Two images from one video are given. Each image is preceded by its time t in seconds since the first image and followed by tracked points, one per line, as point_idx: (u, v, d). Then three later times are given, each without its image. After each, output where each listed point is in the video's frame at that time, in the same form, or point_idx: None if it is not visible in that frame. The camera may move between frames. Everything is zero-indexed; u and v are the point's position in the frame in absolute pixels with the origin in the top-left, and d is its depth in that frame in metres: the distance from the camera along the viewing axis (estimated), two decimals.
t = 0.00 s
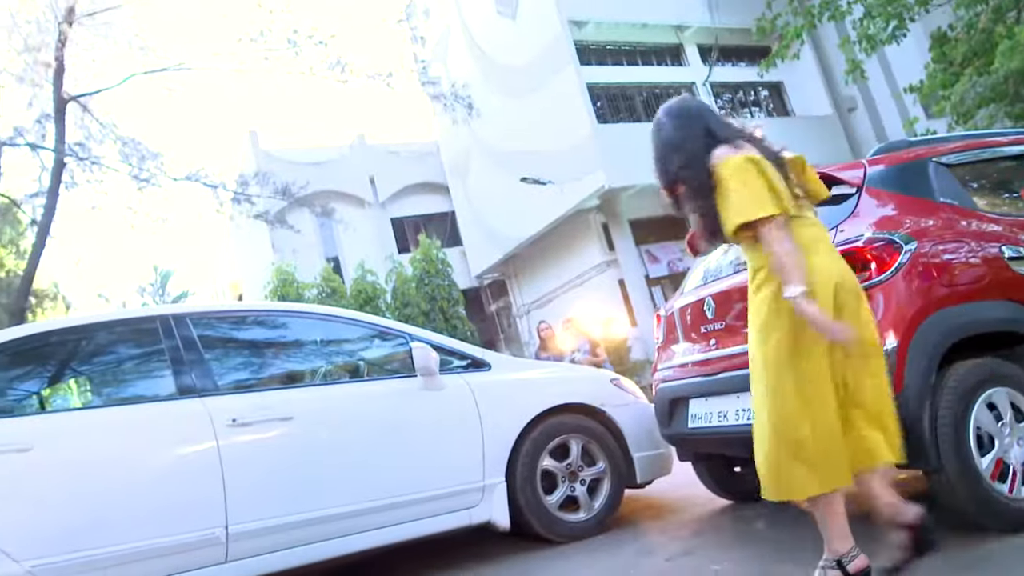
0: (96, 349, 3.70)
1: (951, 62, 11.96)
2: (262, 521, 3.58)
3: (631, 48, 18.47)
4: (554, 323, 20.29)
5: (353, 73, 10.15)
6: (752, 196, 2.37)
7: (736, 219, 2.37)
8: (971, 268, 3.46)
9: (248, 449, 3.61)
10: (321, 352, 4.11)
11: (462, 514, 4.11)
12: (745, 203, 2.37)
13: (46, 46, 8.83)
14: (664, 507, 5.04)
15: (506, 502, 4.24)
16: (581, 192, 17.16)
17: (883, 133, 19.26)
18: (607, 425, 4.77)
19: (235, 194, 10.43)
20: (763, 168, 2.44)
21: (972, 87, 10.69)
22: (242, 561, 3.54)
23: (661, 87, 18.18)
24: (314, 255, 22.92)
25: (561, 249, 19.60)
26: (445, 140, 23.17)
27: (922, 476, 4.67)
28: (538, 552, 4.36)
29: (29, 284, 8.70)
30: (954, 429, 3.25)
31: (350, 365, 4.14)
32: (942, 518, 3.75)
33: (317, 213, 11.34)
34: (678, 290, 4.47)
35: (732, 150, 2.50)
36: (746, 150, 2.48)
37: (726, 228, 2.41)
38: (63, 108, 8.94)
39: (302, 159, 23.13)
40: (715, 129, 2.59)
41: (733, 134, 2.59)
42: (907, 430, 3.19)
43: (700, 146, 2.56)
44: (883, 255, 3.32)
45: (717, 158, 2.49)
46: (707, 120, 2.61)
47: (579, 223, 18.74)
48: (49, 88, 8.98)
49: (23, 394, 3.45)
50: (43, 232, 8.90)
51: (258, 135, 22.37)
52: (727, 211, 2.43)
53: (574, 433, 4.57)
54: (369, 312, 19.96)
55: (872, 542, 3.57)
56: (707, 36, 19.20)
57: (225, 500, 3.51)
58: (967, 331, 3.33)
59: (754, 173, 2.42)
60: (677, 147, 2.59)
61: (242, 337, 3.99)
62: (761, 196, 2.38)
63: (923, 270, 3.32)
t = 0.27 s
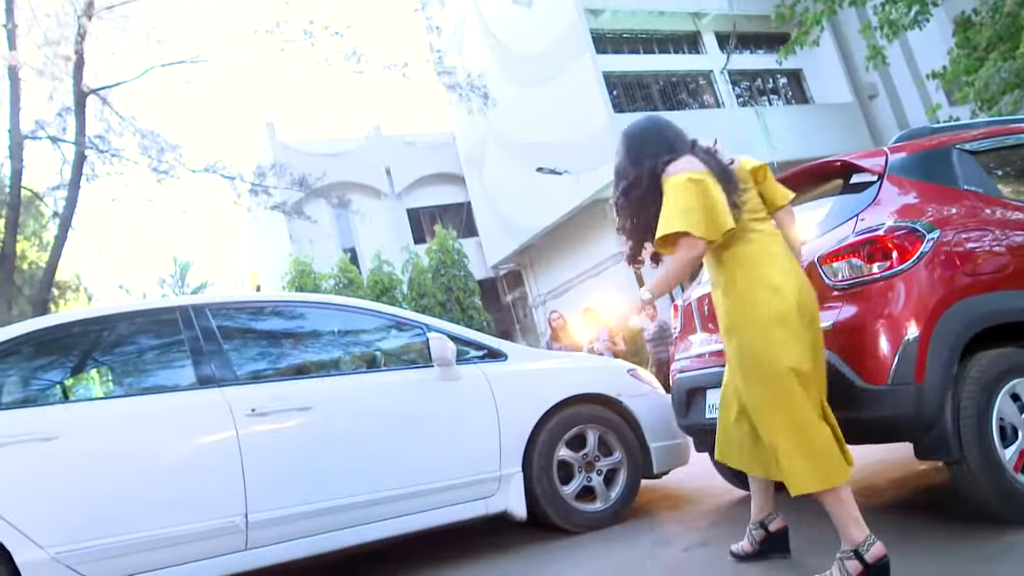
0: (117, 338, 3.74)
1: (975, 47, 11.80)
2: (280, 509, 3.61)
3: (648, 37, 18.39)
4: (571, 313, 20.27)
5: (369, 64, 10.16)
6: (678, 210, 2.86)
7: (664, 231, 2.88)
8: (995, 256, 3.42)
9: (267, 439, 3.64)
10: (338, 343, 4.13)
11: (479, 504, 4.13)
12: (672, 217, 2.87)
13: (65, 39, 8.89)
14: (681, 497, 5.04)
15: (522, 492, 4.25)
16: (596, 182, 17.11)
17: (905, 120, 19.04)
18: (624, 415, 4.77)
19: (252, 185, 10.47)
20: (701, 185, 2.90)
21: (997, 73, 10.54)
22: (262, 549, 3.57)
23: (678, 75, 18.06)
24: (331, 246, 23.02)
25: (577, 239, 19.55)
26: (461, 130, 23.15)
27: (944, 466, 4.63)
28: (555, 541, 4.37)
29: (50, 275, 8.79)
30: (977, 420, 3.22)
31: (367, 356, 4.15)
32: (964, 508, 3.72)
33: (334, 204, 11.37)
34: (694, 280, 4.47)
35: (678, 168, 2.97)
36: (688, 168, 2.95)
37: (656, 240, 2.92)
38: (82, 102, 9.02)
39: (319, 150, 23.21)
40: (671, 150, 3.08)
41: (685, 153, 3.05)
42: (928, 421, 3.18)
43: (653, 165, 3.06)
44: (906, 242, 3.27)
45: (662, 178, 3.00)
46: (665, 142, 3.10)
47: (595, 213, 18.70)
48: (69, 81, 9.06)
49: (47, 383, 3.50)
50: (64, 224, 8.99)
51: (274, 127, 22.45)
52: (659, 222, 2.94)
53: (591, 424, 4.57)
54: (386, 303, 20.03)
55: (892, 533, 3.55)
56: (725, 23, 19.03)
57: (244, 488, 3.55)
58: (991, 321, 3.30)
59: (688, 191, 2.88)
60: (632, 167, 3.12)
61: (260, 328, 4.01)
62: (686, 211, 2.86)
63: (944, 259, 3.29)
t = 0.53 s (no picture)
0: (123, 333, 3.75)
1: (983, 40, 11.73)
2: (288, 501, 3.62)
3: (653, 30, 18.32)
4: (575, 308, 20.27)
5: (374, 58, 10.15)
6: (664, 210, 3.02)
7: (652, 231, 3.04)
8: (1002, 250, 3.41)
9: (273, 431, 3.64)
10: (344, 337, 4.13)
11: (483, 497, 4.13)
12: (658, 218, 3.03)
13: (71, 34, 8.88)
14: (686, 491, 5.04)
15: (526, 487, 4.26)
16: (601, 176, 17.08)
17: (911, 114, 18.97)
18: (628, 409, 4.76)
19: (257, 179, 10.49)
20: (678, 187, 3.08)
21: (1004, 66, 10.48)
22: (266, 542, 3.59)
23: (683, 69, 18.02)
24: (335, 241, 23.05)
25: (582, 234, 19.54)
26: (466, 124, 23.13)
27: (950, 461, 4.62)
28: (559, 535, 4.38)
29: (57, 270, 8.82)
30: (984, 415, 3.21)
31: (372, 350, 4.16)
32: (971, 503, 3.71)
33: (339, 198, 11.38)
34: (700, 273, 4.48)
35: (655, 172, 3.15)
36: (665, 171, 3.12)
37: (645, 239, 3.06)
38: (87, 96, 9.04)
39: (323, 145, 23.22)
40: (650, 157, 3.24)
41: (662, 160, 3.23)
42: (934, 416, 3.17)
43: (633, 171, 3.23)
44: (912, 237, 3.26)
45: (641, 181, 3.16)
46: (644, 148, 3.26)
47: (600, 207, 18.69)
48: (74, 77, 9.07)
49: (54, 377, 3.51)
50: (70, 219, 9.02)
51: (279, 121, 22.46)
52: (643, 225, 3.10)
53: (595, 418, 4.57)
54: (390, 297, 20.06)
55: (896, 528, 3.55)
56: (730, 16, 18.95)
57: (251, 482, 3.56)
58: (998, 315, 3.29)
59: (667, 192, 3.06)
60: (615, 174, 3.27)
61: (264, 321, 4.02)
62: (673, 210, 3.03)
63: (951, 253, 3.27)
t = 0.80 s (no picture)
0: (123, 323, 3.75)
1: (985, 29, 11.68)
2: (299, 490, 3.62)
3: (654, 19, 18.21)
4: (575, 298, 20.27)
5: (373, 47, 10.10)
6: (641, 207, 3.19)
7: (629, 227, 3.21)
8: (1002, 240, 3.41)
9: (283, 416, 3.63)
10: (344, 328, 4.14)
11: (482, 487, 4.15)
12: (635, 214, 3.20)
13: (68, 23, 8.82)
14: (685, 481, 5.05)
15: (526, 476, 4.28)
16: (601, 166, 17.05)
17: (912, 103, 18.91)
18: (628, 399, 4.77)
19: (256, 169, 10.45)
20: (655, 185, 3.22)
21: (1006, 56, 10.44)
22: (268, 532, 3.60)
23: (683, 58, 17.96)
24: (335, 231, 23.05)
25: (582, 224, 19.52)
26: (465, 114, 23.06)
27: (948, 451, 4.62)
28: (559, 525, 4.39)
29: (56, 260, 8.81)
30: (982, 405, 3.21)
31: (373, 340, 4.16)
32: (968, 492, 3.72)
33: (338, 188, 11.35)
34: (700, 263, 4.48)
35: (635, 169, 3.30)
36: (644, 169, 3.27)
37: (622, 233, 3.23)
38: (86, 86, 9.01)
39: (322, 134, 23.17)
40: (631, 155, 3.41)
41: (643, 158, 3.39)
42: (932, 406, 3.18)
43: (615, 169, 3.40)
44: (913, 227, 3.25)
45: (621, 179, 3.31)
46: (627, 146, 3.41)
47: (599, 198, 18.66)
48: (72, 66, 9.03)
49: (54, 367, 3.52)
50: (68, 210, 9.00)
51: (278, 111, 22.40)
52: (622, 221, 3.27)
53: (595, 408, 4.57)
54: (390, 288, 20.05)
55: (895, 518, 3.55)
56: (731, 5, 18.85)
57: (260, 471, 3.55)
58: (997, 305, 3.29)
59: (646, 189, 3.20)
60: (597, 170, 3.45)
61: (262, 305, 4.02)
62: (650, 207, 3.18)
63: (951, 243, 3.27)
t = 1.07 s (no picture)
0: (128, 316, 3.75)
1: (991, 20, 11.62)
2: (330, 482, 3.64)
3: (658, 10, 18.12)
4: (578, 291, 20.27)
5: (375, 39, 10.07)
6: (628, 205, 3.19)
7: (616, 224, 3.22)
8: (1008, 233, 3.39)
9: (313, 399, 3.62)
10: (347, 318, 4.12)
11: (485, 479, 4.17)
12: (623, 211, 3.21)
13: (70, 16, 8.78)
14: (688, 474, 5.05)
15: (530, 468, 4.29)
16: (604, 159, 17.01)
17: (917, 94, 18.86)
18: (632, 392, 4.77)
19: (259, 162, 10.44)
20: (644, 183, 3.21)
21: (1012, 47, 10.39)
22: (272, 524, 3.61)
23: (688, 50, 17.88)
24: (338, 224, 23.07)
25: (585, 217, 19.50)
26: (468, 106, 23.00)
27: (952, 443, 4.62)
28: (563, 517, 4.41)
29: (60, 254, 8.83)
30: (988, 398, 3.21)
31: (376, 329, 4.15)
32: (972, 485, 3.72)
33: (341, 181, 11.34)
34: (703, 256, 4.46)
35: (625, 167, 3.30)
36: (634, 167, 3.26)
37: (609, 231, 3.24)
38: (88, 79, 9.00)
39: (325, 127, 23.16)
40: (624, 151, 3.40)
41: (635, 155, 3.38)
42: (936, 398, 3.18)
43: (607, 165, 3.39)
44: (918, 219, 3.24)
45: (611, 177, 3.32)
46: (619, 143, 3.41)
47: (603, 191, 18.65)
48: (75, 59, 9.03)
49: (59, 360, 3.53)
50: (72, 203, 9.01)
51: (281, 104, 22.38)
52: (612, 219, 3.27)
53: (598, 401, 4.57)
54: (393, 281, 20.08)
55: (898, 510, 3.56)
56: None
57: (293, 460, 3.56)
58: (1002, 298, 3.28)
59: (634, 187, 3.20)
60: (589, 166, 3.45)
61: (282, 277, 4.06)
62: (637, 205, 3.18)
63: (957, 236, 3.26)
